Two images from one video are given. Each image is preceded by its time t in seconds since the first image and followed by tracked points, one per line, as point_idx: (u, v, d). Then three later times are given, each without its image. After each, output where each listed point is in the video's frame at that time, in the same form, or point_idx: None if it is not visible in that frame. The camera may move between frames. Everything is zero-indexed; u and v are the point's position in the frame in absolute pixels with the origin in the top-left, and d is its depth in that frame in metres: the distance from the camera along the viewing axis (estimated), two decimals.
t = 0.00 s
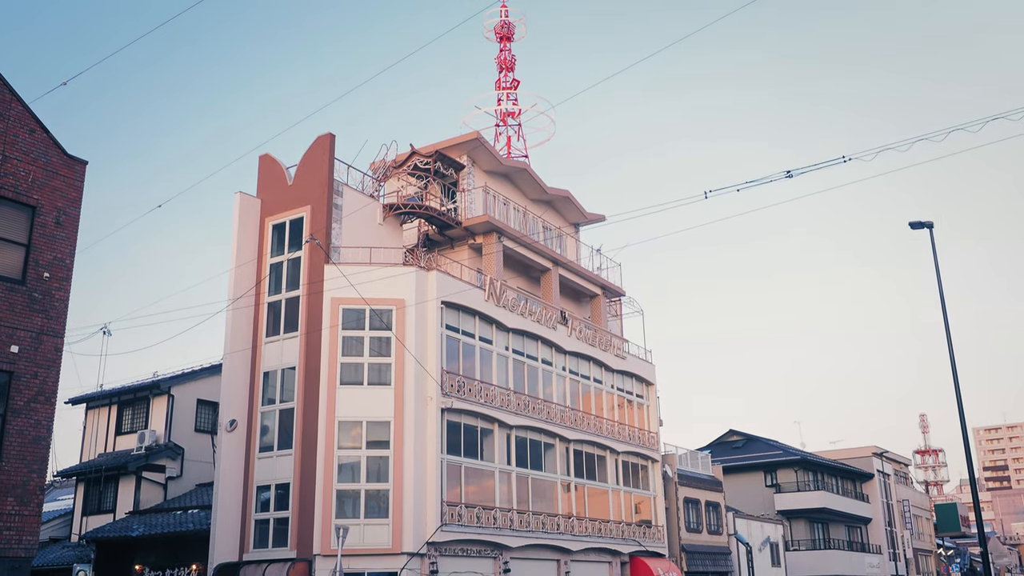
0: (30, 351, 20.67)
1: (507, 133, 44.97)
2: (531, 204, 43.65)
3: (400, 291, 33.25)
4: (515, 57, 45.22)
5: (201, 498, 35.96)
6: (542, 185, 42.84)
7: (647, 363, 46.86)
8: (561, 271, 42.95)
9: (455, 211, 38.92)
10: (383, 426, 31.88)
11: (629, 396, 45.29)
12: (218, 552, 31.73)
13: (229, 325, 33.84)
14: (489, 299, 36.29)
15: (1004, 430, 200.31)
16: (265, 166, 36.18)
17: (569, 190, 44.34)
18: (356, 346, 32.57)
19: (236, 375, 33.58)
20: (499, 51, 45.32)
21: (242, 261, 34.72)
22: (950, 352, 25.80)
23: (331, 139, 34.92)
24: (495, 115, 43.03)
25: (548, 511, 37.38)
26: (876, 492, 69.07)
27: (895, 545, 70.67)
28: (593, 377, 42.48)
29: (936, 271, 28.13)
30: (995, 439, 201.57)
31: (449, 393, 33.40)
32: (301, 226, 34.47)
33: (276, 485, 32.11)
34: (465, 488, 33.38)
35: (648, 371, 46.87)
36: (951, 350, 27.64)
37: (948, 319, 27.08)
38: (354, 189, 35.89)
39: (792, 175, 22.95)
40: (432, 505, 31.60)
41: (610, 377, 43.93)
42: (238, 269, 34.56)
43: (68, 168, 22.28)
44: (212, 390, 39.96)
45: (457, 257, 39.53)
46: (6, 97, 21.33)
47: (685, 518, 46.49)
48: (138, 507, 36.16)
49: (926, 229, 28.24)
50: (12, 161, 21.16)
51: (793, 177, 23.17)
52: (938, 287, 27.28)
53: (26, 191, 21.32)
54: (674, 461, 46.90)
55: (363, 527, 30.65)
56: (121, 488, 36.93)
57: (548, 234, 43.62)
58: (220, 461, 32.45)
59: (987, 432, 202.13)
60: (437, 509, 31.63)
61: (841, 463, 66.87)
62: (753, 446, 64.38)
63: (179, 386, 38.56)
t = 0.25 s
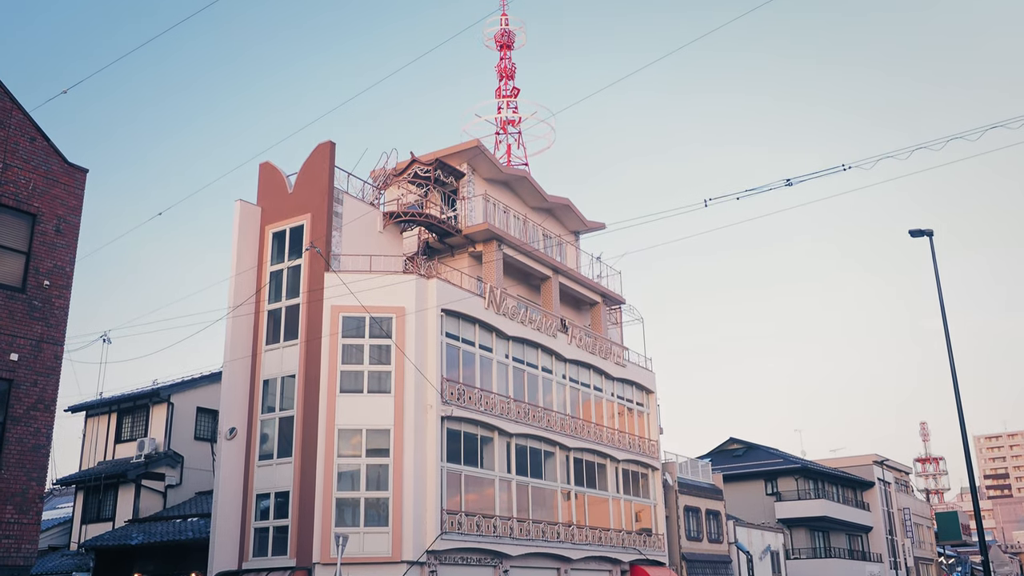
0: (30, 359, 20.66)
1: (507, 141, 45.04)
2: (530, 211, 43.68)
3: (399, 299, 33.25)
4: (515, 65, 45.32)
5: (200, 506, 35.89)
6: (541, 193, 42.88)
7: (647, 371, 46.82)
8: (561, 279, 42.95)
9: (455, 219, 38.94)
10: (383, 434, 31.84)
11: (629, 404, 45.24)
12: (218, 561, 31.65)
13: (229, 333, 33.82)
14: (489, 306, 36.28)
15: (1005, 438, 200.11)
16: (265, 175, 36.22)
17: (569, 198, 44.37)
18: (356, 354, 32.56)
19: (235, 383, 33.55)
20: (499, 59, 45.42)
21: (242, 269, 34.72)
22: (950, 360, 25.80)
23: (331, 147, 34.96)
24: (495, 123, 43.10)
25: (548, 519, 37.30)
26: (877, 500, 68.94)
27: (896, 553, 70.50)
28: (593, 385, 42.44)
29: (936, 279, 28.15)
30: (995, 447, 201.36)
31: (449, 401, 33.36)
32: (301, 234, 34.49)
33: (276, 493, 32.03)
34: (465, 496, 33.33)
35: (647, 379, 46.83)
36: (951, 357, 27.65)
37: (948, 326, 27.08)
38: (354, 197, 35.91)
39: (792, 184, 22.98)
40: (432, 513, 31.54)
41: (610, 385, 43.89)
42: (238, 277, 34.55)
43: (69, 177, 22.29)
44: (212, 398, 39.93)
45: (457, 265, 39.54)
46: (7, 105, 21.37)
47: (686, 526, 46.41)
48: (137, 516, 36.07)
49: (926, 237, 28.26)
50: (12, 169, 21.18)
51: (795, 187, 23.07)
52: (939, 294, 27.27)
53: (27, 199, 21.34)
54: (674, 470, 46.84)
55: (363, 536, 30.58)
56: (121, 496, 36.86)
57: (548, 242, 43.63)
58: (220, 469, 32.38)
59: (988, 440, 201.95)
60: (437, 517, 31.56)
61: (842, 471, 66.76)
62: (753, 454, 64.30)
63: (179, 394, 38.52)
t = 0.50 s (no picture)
0: (29, 366, 20.65)
1: (507, 149, 45.12)
2: (531, 219, 43.72)
3: (399, 306, 33.25)
4: (515, 73, 45.43)
5: (200, 514, 35.82)
6: (541, 200, 42.92)
7: (647, 379, 46.78)
8: (561, 286, 42.97)
9: (455, 226, 38.97)
10: (383, 441, 31.80)
11: (629, 411, 45.20)
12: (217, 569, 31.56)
13: (229, 340, 33.82)
14: (489, 314, 36.28)
15: (1006, 446, 199.90)
16: (265, 182, 36.27)
17: (569, 205, 44.43)
18: (356, 361, 32.56)
19: (235, 390, 33.53)
20: (499, 67, 45.50)
21: (242, 276, 34.74)
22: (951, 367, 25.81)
23: (332, 155, 35.02)
24: (495, 131, 43.16)
25: (548, 527, 37.22)
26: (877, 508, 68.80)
27: (896, 562, 70.35)
28: (593, 392, 42.41)
29: (936, 286, 28.18)
30: (996, 455, 201.12)
31: (449, 408, 33.34)
32: (301, 241, 34.51)
33: (275, 501, 31.96)
34: (465, 504, 33.27)
35: (648, 386, 46.80)
36: (951, 364, 27.66)
37: (949, 334, 27.10)
38: (354, 205, 35.95)
39: (793, 191, 23.03)
40: (432, 521, 31.49)
41: (610, 393, 43.86)
42: (238, 284, 34.56)
43: (69, 184, 22.31)
44: (212, 405, 39.91)
45: (457, 272, 39.55)
46: (8, 113, 21.40)
47: (686, 534, 46.31)
48: (136, 523, 35.99)
49: (926, 245, 28.32)
50: (12, 176, 21.20)
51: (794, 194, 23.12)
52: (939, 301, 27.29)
53: (27, 206, 21.35)
54: (674, 477, 46.85)
55: (362, 543, 30.52)
56: (120, 504, 36.79)
57: (548, 249, 43.66)
58: (219, 476, 32.32)
59: (988, 448, 201.72)
60: (437, 525, 31.51)
61: (842, 479, 66.66)
62: (754, 462, 64.21)
63: (178, 401, 38.50)
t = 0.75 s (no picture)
0: (29, 374, 20.64)
1: (507, 157, 45.18)
2: (531, 226, 43.74)
3: (399, 314, 33.25)
4: (515, 81, 45.51)
5: (199, 522, 35.75)
6: (541, 208, 42.96)
7: (647, 386, 46.74)
8: (561, 293, 42.96)
9: (455, 234, 38.99)
10: (383, 449, 31.76)
11: (629, 419, 45.15)
12: None
13: (229, 347, 33.80)
14: (489, 321, 36.26)
15: (1006, 454, 199.65)
16: (265, 190, 36.30)
17: (569, 213, 44.46)
18: (356, 369, 32.55)
19: (235, 398, 33.49)
20: (499, 75, 45.58)
21: (242, 284, 34.74)
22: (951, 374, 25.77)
23: (332, 162, 35.07)
24: (495, 139, 43.20)
25: (548, 535, 37.13)
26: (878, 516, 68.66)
27: (897, 570, 70.19)
28: (593, 400, 42.37)
29: (936, 293, 28.17)
30: (996, 463, 200.86)
31: (449, 416, 33.31)
32: (301, 249, 34.52)
33: (274, 509, 31.90)
34: (465, 512, 33.21)
35: (648, 394, 46.75)
36: (951, 372, 27.63)
37: (949, 340, 27.08)
38: (354, 212, 35.97)
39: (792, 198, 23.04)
40: (432, 529, 31.43)
41: (610, 400, 43.82)
42: (238, 292, 34.56)
43: (70, 191, 22.33)
44: (212, 413, 39.86)
45: (457, 280, 39.55)
46: (8, 120, 21.42)
47: (687, 542, 46.22)
48: (135, 532, 35.90)
49: (926, 251, 28.30)
50: (13, 184, 21.22)
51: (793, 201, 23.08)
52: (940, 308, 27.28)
53: (27, 214, 21.37)
54: (674, 484, 46.61)
55: (362, 552, 30.46)
56: (119, 512, 36.72)
57: (548, 257, 43.68)
58: (219, 484, 32.26)
59: (989, 456, 201.47)
60: (437, 533, 31.45)
61: (843, 487, 66.55)
62: (754, 469, 64.11)
63: (178, 409, 38.45)
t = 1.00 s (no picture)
0: (29, 381, 20.63)
1: (507, 164, 45.26)
2: (531, 234, 43.77)
3: (399, 322, 33.25)
4: (515, 89, 45.59)
5: (198, 530, 35.69)
6: (541, 216, 42.99)
7: (647, 394, 46.70)
8: (561, 301, 42.97)
9: (455, 241, 39.01)
10: (383, 456, 31.73)
11: (630, 427, 45.10)
12: None
13: (229, 355, 33.79)
14: (489, 329, 36.26)
15: (1006, 462, 199.42)
16: (265, 197, 36.33)
17: (569, 221, 44.49)
18: (356, 376, 32.54)
19: (235, 406, 33.47)
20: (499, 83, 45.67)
21: (242, 291, 34.74)
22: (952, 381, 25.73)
23: (332, 170, 35.10)
24: (495, 147, 43.27)
25: (548, 543, 37.05)
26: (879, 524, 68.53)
27: None
28: (593, 408, 42.34)
29: (936, 301, 28.16)
30: (997, 471, 200.60)
31: (449, 423, 33.28)
32: (301, 256, 34.53)
33: (274, 517, 31.85)
34: (465, 520, 33.16)
35: (648, 401, 46.72)
36: (952, 379, 27.62)
37: (949, 348, 27.06)
38: (354, 220, 36.00)
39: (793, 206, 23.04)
40: (432, 537, 31.37)
41: (610, 408, 43.78)
42: (238, 300, 34.56)
43: (70, 199, 22.35)
44: (211, 420, 39.84)
45: (457, 287, 39.55)
46: (9, 128, 21.46)
47: (687, 550, 46.13)
48: (134, 540, 35.83)
49: (926, 259, 28.30)
50: (13, 192, 21.24)
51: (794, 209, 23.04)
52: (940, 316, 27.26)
53: (27, 222, 21.38)
54: (674, 492, 46.53)
55: (362, 560, 30.41)
56: (118, 519, 36.66)
57: (548, 264, 43.70)
58: (218, 492, 32.21)
59: (989, 463, 201.26)
60: (437, 541, 31.39)
61: (843, 495, 66.44)
62: (754, 477, 64.02)
63: (177, 416, 38.43)
